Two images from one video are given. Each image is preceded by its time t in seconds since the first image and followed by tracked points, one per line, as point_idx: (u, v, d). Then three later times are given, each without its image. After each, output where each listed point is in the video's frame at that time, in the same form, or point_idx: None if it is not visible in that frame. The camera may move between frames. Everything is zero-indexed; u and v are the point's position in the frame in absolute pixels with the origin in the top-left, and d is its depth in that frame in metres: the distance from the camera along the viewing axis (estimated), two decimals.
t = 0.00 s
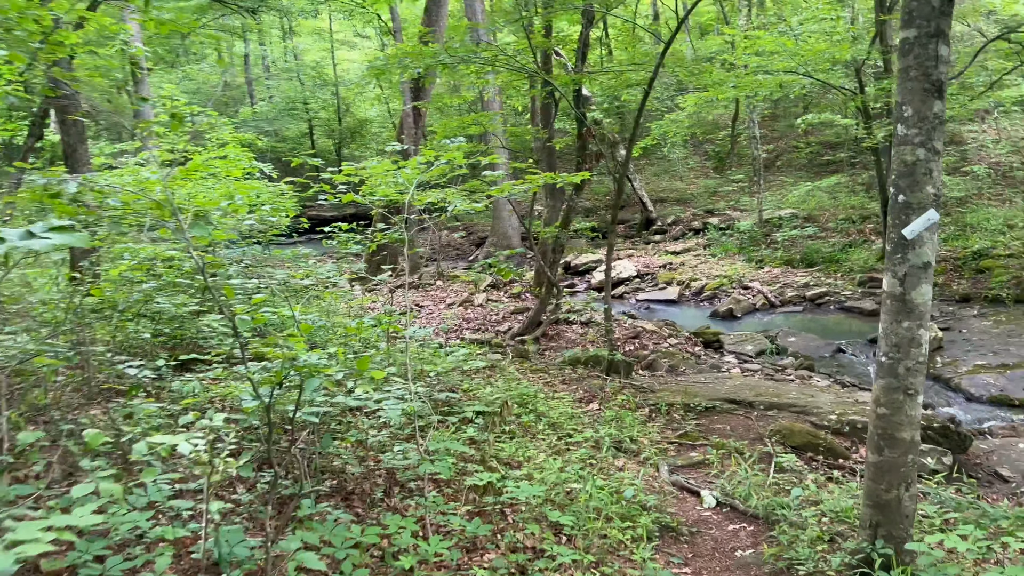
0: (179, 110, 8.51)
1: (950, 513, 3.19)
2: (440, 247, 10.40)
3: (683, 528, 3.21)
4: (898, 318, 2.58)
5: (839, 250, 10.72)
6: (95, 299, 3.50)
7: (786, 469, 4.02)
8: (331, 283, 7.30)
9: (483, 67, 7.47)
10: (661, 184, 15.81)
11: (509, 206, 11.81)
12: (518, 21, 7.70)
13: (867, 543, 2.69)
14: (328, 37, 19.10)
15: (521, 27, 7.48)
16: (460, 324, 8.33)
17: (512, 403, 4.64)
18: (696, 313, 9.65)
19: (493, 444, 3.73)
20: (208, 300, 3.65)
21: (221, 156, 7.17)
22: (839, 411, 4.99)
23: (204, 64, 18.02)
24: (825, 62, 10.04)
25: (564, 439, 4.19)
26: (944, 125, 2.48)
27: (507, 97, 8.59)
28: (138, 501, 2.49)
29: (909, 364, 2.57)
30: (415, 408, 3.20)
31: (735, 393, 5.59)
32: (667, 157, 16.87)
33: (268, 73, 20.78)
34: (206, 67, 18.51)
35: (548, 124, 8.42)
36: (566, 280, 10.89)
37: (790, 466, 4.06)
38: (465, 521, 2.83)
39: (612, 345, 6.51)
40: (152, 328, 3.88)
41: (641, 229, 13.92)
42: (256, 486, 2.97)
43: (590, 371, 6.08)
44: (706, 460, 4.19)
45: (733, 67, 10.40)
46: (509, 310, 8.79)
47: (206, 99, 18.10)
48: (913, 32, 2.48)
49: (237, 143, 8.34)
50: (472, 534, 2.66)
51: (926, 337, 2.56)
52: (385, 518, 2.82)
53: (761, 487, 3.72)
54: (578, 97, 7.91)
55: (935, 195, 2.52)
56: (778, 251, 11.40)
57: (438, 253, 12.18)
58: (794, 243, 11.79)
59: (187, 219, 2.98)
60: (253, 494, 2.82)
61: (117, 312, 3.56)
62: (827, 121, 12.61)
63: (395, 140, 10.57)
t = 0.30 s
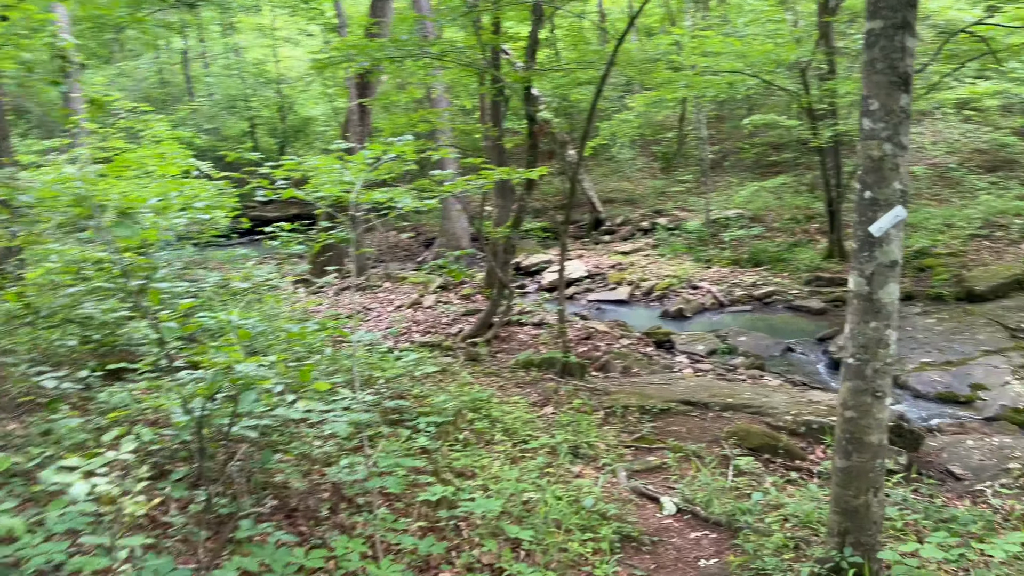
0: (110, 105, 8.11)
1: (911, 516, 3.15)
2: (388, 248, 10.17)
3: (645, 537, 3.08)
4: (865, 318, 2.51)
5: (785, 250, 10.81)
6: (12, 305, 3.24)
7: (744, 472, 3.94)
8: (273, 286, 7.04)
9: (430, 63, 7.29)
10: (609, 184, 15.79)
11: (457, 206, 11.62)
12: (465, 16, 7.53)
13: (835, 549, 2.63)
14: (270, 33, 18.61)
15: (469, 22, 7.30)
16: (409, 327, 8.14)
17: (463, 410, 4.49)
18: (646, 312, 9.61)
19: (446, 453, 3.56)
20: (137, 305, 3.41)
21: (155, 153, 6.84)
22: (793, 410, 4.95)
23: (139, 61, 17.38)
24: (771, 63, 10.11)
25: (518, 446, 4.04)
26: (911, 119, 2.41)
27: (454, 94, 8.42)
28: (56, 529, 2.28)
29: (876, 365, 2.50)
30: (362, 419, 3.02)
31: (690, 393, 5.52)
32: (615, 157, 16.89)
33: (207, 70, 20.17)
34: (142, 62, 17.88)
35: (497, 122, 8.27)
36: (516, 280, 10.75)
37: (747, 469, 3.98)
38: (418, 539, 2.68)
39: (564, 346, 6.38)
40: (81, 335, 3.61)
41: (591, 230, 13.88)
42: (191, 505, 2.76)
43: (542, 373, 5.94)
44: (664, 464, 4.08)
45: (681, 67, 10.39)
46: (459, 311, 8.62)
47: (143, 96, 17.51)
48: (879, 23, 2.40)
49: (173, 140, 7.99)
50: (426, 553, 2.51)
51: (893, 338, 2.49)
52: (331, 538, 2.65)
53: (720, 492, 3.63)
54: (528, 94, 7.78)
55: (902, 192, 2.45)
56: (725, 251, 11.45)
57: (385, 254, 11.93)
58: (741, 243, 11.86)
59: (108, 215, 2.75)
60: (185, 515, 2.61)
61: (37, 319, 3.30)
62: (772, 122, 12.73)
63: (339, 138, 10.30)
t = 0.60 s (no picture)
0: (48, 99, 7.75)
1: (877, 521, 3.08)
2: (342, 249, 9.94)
3: (608, 548, 2.96)
4: (836, 319, 2.42)
5: (741, 250, 10.83)
6: None
7: (706, 477, 3.85)
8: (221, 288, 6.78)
9: (385, 58, 7.09)
10: (567, 185, 15.72)
11: (414, 206, 11.42)
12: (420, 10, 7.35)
13: (805, 560, 2.56)
14: (221, 29, 18.16)
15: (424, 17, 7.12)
16: (364, 329, 7.93)
17: (418, 416, 4.31)
18: (605, 314, 9.53)
19: (400, 463, 3.40)
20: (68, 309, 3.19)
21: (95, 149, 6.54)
22: (754, 412, 4.88)
23: (84, 56, 16.81)
24: (728, 63, 10.12)
25: (475, 453, 3.89)
26: (883, 113, 2.33)
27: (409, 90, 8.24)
28: None
29: (848, 368, 2.41)
30: (309, 429, 2.84)
31: (650, 395, 5.42)
32: (573, 158, 16.82)
33: (156, 66, 19.62)
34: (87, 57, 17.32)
35: (453, 120, 8.10)
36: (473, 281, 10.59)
37: (710, 473, 3.89)
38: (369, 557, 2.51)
39: (523, 348, 6.24)
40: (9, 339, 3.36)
41: (549, 231, 13.78)
42: (123, 524, 2.56)
43: (501, 377, 5.80)
44: (625, 470, 3.97)
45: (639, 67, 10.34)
46: (415, 313, 8.44)
47: (86, 91, 16.90)
48: (850, 14, 2.31)
49: (115, 137, 7.67)
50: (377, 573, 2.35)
51: (863, 340, 2.41)
52: (276, 558, 2.47)
53: (684, 498, 3.52)
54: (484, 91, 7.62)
55: (872, 189, 2.37)
56: (683, 251, 11.43)
57: (340, 256, 11.68)
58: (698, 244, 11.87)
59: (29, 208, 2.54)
60: (115, 536, 2.42)
61: None
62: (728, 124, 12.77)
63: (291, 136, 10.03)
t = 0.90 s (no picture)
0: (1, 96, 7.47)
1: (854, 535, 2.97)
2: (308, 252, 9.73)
3: (576, 565, 2.81)
4: (814, 326, 2.31)
5: (714, 256, 10.78)
6: None
7: (679, 489, 3.72)
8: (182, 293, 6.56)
9: (353, 55, 6.92)
10: (540, 189, 15.61)
11: (384, 209, 11.23)
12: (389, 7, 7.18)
13: None
14: (189, 29, 17.84)
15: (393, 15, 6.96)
16: (330, 335, 7.75)
17: (381, 427, 4.14)
18: (576, 319, 9.41)
19: (358, 476, 3.22)
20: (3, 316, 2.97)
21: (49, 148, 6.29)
22: (728, 420, 4.76)
23: (47, 55, 16.42)
24: (701, 67, 10.07)
25: (439, 465, 3.73)
26: (865, 109, 2.22)
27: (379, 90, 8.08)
28: None
29: (827, 378, 2.30)
30: (258, 444, 2.65)
31: (622, 402, 5.28)
32: (545, 163, 16.72)
33: (121, 66, 19.22)
34: (49, 56, 16.90)
35: (422, 120, 7.93)
36: (443, 286, 10.41)
37: (683, 484, 3.76)
38: None
39: (492, 354, 6.08)
40: None
41: (521, 235, 13.66)
42: (53, 545, 2.37)
43: (469, 383, 5.63)
44: (596, 480, 3.83)
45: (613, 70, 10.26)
46: (383, 318, 8.25)
47: (49, 89, 16.49)
48: (832, 5, 2.20)
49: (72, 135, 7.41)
50: None
51: (843, 347, 2.30)
52: None
53: (655, 511, 3.39)
54: (454, 91, 7.47)
55: (854, 188, 2.26)
56: (655, 256, 11.35)
57: (307, 259, 11.45)
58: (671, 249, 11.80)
59: None
60: (41, 560, 2.23)
61: None
62: (701, 128, 12.73)
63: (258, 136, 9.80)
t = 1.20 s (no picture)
0: None
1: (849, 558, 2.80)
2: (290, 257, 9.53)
3: None
4: (809, 335, 2.14)
5: (703, 264, 10.62)
6: None
7: (665, 506, 3.53)
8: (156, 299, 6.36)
9: (336, 55, 6.75)
10: (529, 196, 15.45)
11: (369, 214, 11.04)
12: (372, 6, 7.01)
13: None
14: (176, 32, 17.65)
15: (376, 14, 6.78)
16: (311, 342, 7.56)
17: (354, 440, 3.94)
18: (563, 327, 9.23)
19: (323, 493, 3.03)
20: None
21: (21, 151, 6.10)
22: (716, 432, 4.58)
23: (31, 58, 16.19)
24: (691, 72, 9.93)
25: (413, 480, 3.54)
26: (863, 101, 2.06)
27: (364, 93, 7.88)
28: None
29: (822, 392, 2.13)
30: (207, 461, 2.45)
31: (607, 413, 5.10)
32: (535, 170, 16.57)
33: (108, 69, 19.00)
34: (34, 58, 16.67)
35: (407, 122, 7.75)
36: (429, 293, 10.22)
37: (669, 501, 3.58)
38: None
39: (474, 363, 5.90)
40: None
41: (510, 242, 13.49)
42: None
43: (449, 393, 5.43)
44: (578, 496, 3.65)
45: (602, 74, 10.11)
46: (365, 325, 8.06)
47: (32, 92, 16.25)
48: None
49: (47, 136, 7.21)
50: None
51: (839, 359, 2.13)
52: None
53: (638, 530, 3.20)
54: (439, 93, 7.29)
55: (851, 187, 2.09)
56: (644, 264, 11.19)
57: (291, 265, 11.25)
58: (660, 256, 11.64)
59: None
60: None
61: None
62: (691, 135, 12.60)
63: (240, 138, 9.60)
